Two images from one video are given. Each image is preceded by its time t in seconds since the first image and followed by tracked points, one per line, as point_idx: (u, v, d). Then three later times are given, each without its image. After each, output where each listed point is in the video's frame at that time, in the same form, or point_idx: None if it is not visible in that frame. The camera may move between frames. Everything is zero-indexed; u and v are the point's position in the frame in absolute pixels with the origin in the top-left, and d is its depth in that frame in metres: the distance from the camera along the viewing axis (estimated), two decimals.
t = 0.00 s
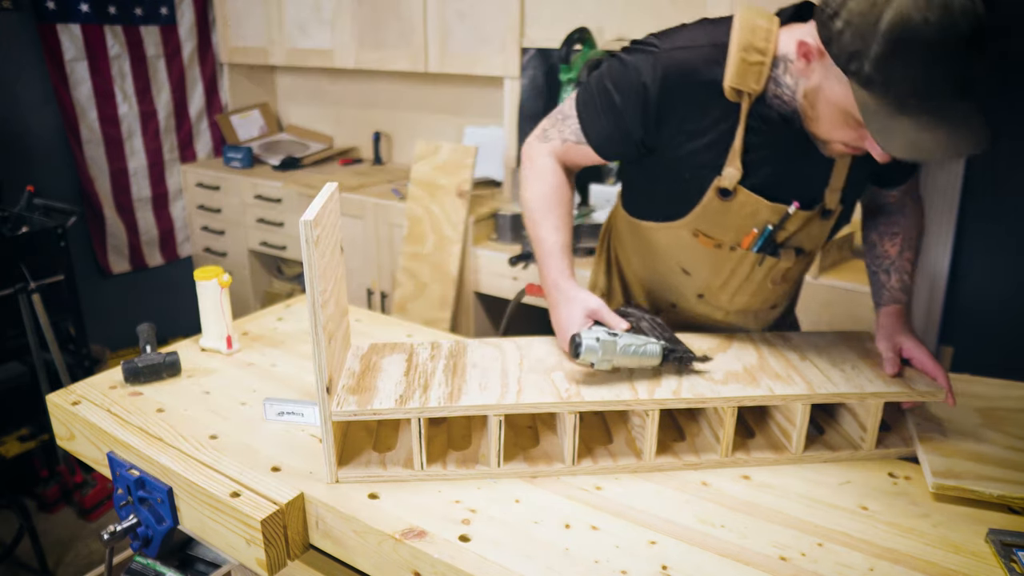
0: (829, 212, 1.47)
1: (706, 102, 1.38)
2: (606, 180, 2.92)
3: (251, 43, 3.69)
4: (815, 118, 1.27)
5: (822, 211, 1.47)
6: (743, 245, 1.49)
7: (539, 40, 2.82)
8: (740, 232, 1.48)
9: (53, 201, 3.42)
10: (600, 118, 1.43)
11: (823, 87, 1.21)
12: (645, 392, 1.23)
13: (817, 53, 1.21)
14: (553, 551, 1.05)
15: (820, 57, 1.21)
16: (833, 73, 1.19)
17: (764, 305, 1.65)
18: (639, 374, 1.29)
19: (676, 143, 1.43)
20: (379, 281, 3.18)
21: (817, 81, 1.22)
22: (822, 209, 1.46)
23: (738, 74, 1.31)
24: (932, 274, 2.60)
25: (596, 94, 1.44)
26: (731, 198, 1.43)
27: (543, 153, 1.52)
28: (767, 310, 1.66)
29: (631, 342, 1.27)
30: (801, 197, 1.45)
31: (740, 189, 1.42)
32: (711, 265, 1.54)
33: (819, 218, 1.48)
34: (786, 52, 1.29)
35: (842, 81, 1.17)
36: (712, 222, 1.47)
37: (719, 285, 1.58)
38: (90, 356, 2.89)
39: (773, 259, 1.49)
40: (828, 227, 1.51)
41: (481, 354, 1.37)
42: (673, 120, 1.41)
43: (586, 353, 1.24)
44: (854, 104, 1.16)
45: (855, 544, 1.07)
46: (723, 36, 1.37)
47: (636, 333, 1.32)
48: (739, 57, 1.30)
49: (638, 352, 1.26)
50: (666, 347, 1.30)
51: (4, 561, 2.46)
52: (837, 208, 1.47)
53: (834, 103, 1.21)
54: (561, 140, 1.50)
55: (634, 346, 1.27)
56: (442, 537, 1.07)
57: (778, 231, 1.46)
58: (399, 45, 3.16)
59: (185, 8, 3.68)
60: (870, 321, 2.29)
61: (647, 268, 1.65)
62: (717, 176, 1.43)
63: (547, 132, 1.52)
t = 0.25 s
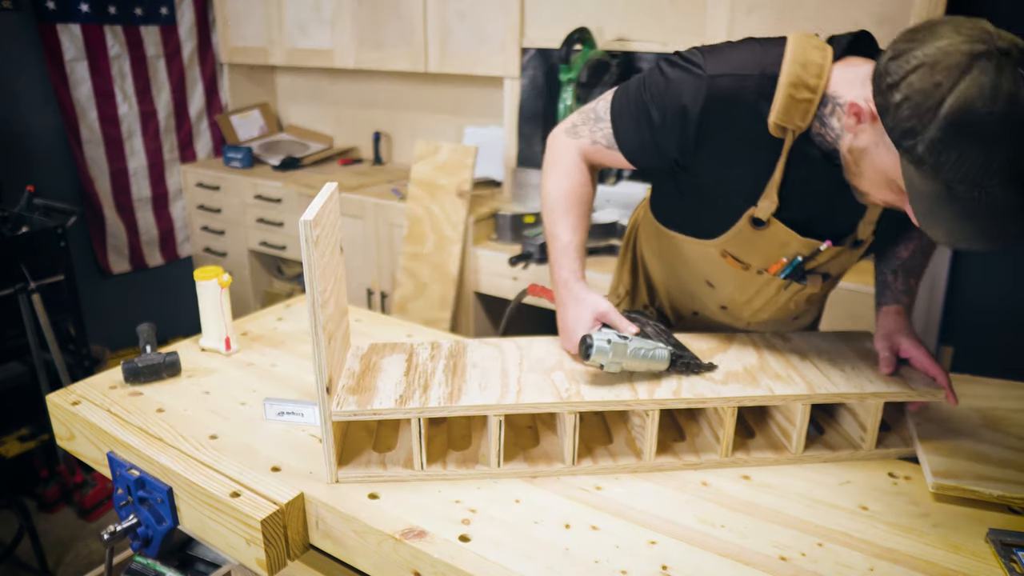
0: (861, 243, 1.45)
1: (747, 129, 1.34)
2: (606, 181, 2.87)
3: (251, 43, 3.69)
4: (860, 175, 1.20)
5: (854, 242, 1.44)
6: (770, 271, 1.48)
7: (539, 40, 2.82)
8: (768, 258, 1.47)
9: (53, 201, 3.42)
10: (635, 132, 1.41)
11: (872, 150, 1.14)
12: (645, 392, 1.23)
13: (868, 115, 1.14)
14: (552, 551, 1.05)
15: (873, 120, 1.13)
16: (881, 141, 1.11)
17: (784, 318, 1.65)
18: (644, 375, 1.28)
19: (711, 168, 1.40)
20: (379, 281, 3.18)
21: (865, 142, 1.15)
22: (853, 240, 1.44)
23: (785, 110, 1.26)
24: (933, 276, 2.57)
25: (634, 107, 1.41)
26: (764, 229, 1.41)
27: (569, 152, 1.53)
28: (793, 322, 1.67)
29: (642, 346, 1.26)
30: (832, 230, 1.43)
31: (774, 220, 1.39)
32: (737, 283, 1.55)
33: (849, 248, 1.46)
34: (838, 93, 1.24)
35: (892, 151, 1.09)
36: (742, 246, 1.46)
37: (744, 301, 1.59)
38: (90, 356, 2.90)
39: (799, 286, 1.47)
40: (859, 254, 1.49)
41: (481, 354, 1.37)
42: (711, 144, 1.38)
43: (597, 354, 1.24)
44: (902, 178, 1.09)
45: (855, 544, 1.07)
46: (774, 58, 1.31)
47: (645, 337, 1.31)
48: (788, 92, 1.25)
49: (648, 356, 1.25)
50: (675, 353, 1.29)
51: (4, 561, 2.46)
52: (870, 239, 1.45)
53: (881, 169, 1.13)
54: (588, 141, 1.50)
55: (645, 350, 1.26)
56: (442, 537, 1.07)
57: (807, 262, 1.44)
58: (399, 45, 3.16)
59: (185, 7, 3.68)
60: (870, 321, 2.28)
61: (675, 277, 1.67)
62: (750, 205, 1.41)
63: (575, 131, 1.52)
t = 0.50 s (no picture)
0: (874, 254, 1.45)
1: (765, 140, 1.32)
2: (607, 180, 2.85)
3: (251, 43, 3.69)
4: (879, 198, 1.21)
5: (866, 253, 1.45)
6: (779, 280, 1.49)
7: (539, 40, 2.82)
8: (779, 266, 1.47)
9: (53, 201, 3.42)
10: (652, 139, 1.38)
11: (892, 177, 1.15)
12: (645, 392, 1.24)
13: (891, 140, 1.14)
14: (552, 551, 1.05)
15: (895, 146, 1.13)
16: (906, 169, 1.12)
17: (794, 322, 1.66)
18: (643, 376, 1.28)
19: (726, 178, 1.39)
20: (379, 281, 3.18)
21: (886, 167, 1.16)
22: (866, 251, 1.44)
23: (805, 124, 1.26)
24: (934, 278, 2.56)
25: (651, 112, 1.39)
26: (776, 239, 1.41)
27: (581, 152, 1.52)
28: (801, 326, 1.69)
29: (644, 347, 1.26)
30: (846, 244, 1.43)
31: (786, 230, 1.39)
32: (746, 288, 1.56)
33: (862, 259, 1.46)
34: (859, 109, 1.24)
35: (914, 180, 1.11)
36: (753, 253, 1.47)
37: (752, 305, 1.60)
38: (90, 356, 2.89)
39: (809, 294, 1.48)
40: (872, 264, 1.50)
41: (481, 354, 1.37)
42: (727, 153, 1.36)
43: (600, 357, 1.23)
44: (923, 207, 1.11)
45: (855, 544, 1.07)
46: (797, 68, 1.29)
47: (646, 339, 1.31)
48: (808, 105, 1.25)
49: (649, 357, 1.25)
50: (676, 354, 1.29)
51: (4, 561, 2.46)
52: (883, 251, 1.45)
53: (902, 196, 1.15)
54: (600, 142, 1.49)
55: (647, 351, 1.26)
56: (442, 537, 1.07)
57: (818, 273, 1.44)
58: (399, 45, 3.16)
59: (185, 7, 3.68)
60: (871, 321, 2.28)
61: (685, 278, 1.69)
62: (763, 217, 1.41)
63: (589, 131, 1.51)
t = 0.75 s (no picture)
0: (873, 250, 1.45)
1: (761, 138, 1.32)
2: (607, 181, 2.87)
3: (251, 43, 3.69)
4: (875, 196, 1.21)
5: (865, 249, 1.44)
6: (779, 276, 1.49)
7: (539, 40, 2.82)
8: (778, 264, 1.48)
9: (53, 201, 3.42)
10: (649, 138, 1.39)
11: (888, 175, 1.15)
12: (645, 392, 1.24)
13: (887, 138, 1.14)
14: (552, 551, 1.05)
15: (890, 144, 1.14)
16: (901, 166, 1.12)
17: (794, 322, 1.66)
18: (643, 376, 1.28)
19: (723, 177, 1.39)
20: (379, 281, 3.18)
21: (881, 166, 1.16)
22: (866, 247, 1.44)
23: (801, 120, 1.25)
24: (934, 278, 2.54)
25: (647, 112, 1.39)
26: (774, 237, 1.42)
27: (579, 152, 1.52)
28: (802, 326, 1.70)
29: (643, 349, 1.26)
30: (845, 240, 1.43)
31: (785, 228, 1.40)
32: (746, 287, 1.56)
33: (861, 255, 1.46)
34: (855, 105, 1.24)
35: (909, 179, 1.11)
36: (751, 252, 1.48)
37: (752, 305, 1.61)
38: (90, 356, 2.90)
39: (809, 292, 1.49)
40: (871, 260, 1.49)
41: (481, 354, 1.37)
42: (723, 153, 1.36)
43: (599, 360, 1.24)
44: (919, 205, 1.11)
45: (855, 544, 1.07)
46: (792, 66, 1.29)
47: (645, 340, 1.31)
48: (805, 102, 1.24)
49: (648, 359, 1.26)
50: (675, 354, 1.29)
51: (4, 561, 2.46)
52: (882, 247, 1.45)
53: (898, 194, 1.15)
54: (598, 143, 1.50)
55: (645, 353, 1.26)
56: (442, 537, 1.07)
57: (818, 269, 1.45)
58: (399, 45, 3.16)
59: (185, 7, 3.68)
60: (870, 321, 2.28)
61: (685, 279, 1.69)
62: (760, 215, 1.41)
63: (587, 131, 1.51)
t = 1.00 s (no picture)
0: (860, 247, 1.45)
1: (746, 137, 1.32)
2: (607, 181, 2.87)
3: (251, 43, 3.69)
4: (857, 190, 1.21)
5: (851, 246, 1.44)
6: (765, 273, 1.50)
7: (539, 40, 2.83)
8: (764, 261, 1.49)
9: (53, 201, 3.42)
10: (634, 138, 1.39)
11: (867, 168, 1.15)
12: (644, 391, 1.24)
13: (865, 133, 1.14)
14: (552, 551, 1.05)
15: (868, 138, 1.14)
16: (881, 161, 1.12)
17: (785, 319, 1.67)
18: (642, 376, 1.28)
19: (709, 177, 1.39)
20: (379, 281, 3.18)
21: (861, 160, 1.16)
22: (852, 244, 1.44)
23: (782, 117, 1.26)
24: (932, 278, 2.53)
25: (633, 113, 1.39)
26: (758, 233, 1.43)
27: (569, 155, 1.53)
28: (793, 324, 1.71)
29: (640, 350, 1.26)
30: (830, 236, 1.43)
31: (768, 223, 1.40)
32: (734, 284, 1.57)
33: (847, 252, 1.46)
34: (836, 101, 1.24)
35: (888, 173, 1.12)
36: (737, 249, 1.48)
37: (741, 302, 1.61)
38: (90, 356, 2.90)
39: (795, 288, 1.50)
40: (857, 257, 1.50)
41: (481, 354, 1.37)
42: (708, 153, 1.36)
43: (596, 360, 1.23)
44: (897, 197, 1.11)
45: (856, 544, 1.07)
46: (775, 65, 1.29)
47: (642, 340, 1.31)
48: (785, 99, 1.25)
49: (646, 360, 1.25)
50: (672, 355, 1.29)
51: (4, 561, 2.46)
52: (868, 244, 1.45)
53: (878, 187, 1.15)
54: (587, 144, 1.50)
55: (643, 353, 1.25)
56: (442, 537, 1.07)
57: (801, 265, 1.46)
58: (399, 45, 3.16)
59: (185, 7, 3.68)
60: (870, 321, 2.28)
61: (676, 278, 1.69)
62: (745, 211, 1.42)
63: (575, 133, 1.52)
